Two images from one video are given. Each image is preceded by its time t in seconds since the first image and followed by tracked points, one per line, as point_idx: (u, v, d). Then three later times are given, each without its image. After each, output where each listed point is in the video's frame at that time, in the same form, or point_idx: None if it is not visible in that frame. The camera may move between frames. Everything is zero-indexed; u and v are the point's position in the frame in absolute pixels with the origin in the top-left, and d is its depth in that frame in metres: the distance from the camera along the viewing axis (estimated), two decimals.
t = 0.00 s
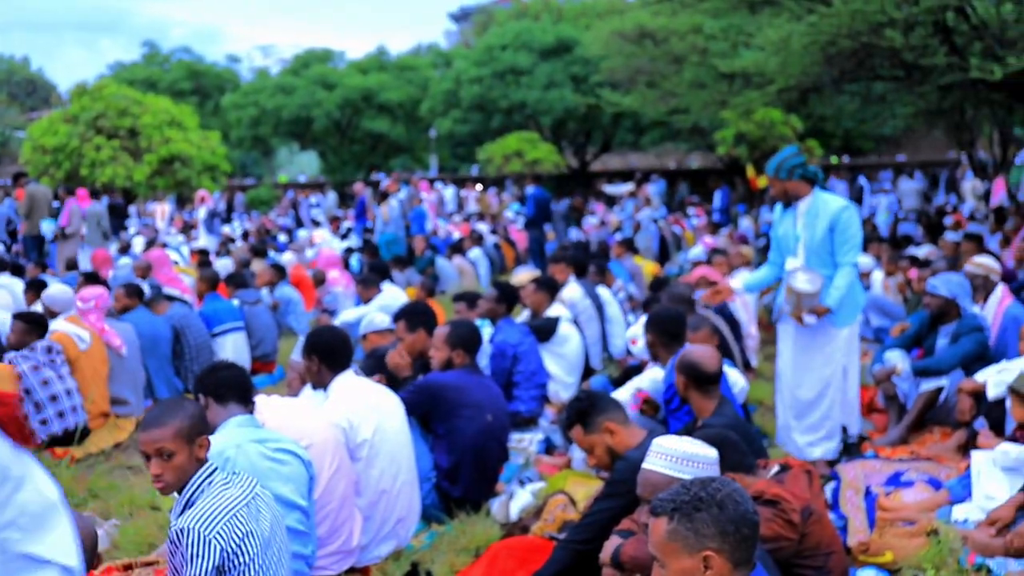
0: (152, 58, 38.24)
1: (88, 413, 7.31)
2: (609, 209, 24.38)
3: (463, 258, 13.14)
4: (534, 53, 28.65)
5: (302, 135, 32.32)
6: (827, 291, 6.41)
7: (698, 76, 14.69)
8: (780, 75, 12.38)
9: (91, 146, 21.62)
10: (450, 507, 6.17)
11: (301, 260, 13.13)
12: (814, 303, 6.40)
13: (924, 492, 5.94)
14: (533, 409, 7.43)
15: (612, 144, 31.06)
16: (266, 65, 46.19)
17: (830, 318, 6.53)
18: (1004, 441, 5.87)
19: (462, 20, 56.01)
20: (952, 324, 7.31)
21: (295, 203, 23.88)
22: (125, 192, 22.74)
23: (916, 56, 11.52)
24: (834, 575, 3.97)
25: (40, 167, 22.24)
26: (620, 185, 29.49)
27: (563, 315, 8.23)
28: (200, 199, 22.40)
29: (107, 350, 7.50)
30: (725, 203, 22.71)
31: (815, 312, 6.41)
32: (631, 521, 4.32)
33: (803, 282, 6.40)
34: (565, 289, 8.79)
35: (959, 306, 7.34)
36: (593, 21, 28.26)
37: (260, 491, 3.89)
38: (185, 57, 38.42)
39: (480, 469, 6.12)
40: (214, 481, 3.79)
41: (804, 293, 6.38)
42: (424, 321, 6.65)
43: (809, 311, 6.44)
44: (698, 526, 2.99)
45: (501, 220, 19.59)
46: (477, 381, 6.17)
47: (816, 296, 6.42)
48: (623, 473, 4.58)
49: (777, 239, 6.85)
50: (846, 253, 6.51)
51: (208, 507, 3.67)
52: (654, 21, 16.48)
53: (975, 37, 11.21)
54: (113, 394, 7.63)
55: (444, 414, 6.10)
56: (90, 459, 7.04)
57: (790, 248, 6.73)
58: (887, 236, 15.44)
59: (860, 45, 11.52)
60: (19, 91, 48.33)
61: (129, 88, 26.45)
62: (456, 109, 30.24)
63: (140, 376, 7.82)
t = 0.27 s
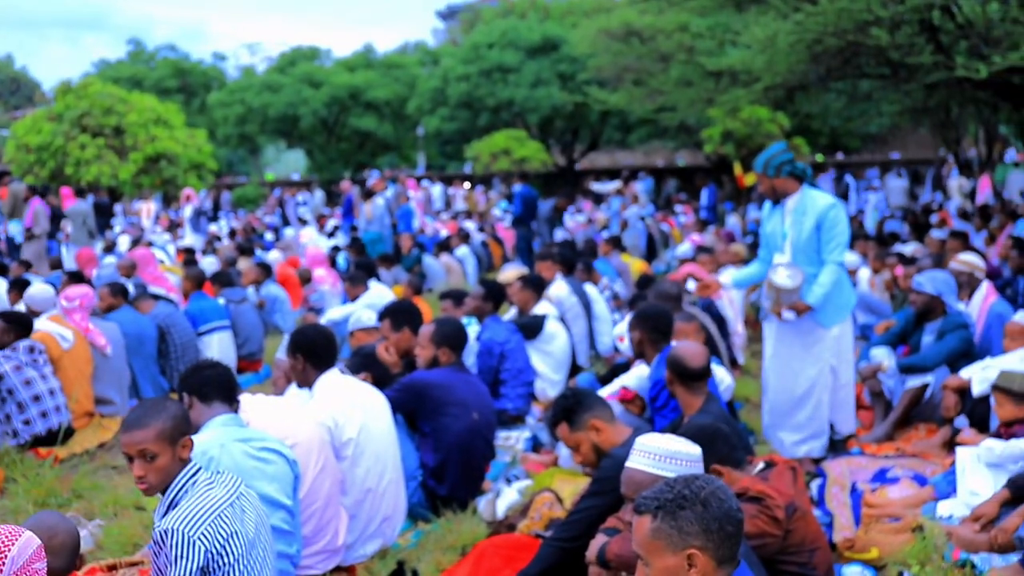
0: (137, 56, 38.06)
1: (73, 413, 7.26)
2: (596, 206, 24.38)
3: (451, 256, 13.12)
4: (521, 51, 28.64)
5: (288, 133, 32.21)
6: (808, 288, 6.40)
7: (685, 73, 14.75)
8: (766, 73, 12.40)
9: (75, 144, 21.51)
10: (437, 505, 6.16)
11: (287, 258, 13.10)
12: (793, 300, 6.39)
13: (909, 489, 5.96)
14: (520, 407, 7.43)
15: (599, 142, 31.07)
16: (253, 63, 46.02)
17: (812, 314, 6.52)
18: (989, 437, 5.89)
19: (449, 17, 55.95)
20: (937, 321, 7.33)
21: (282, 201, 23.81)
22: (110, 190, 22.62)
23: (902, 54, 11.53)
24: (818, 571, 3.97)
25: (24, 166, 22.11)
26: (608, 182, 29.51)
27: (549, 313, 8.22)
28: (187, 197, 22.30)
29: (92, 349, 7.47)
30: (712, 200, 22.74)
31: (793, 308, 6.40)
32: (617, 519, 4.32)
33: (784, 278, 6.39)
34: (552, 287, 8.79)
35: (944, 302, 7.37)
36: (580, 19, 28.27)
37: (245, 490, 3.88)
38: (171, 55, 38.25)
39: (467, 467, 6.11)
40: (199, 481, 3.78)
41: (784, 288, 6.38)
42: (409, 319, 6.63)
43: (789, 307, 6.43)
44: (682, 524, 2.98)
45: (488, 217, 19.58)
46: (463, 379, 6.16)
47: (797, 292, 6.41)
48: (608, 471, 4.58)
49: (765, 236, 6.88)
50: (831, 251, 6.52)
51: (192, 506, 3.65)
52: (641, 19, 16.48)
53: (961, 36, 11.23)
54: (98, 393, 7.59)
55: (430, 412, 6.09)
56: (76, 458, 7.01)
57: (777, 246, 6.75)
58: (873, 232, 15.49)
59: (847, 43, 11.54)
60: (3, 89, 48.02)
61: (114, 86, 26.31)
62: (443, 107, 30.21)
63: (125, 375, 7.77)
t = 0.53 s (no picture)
0: (122, 54, 37.89)
1: (57, 413, 7.22)
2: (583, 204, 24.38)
3: (438, 255, 13.09)
4: (508, 49, 28.63)
5: (275, 131, 32.08)
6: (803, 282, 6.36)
7: (672, 72, 14.79)
8: (753, 71, 12.42)
9: (60, 143, 21.41)
10: (423, 505, 6.14)
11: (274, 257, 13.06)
12: (790, 294, 6.33)
13: (895, 485, 5.96)
14: (507, 406, 7.41)
15: (587, 140, 31.07)
16: (239, 61, 45.87)
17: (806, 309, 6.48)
18: (974, 434, 5.89)
19: (435, 15, 55.87)
20: (922, 318, 7.34)
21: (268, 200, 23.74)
22: (95, 189, 22.52)
23: (887, 52, 11.56)
24: (804, 568, 3.97)
25: (8, 165, 21.99)
26: (595, 180, 29.52)
27: (536, 312, 8.21)
28: (172, 196, 22.20)
29: (75, 349, 7.42)
30: (699, 198, 22.76)
31: (790, 303, 6.33)
32: (602, 518, 4.31)
33: (780, 271, 6.33)
34: (539, 285, 8.77)
35: (930, 300, 7.38)
36: (567, 17, 28.28)
37: (228, 492, 3.85)
38: (156, 53, 38.10)
39: (453, 465, 6.10)
40: (181, 482, 3.75)
41: (781, 282, 6.30)
42: (396, 319, 6.61)
43: (785, 301, 6.37)
44: (665, 523, 2.97)
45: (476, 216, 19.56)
46: (449, 378, 6.14)
47: (793, 287, 6.36)
48: (594, 470, 4.57)
49: (752, 235, 6.83)
50: (823, 246, 6.52)
51: (174, 508, 3.62)
52: (628, 17, 16.50)
53: (946, 33, 11.34)
54: (81, 394, 7.54)
55: (416, 411, 6.07)
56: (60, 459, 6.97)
57: (766, 243, 6.70)
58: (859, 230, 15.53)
59: (832, 41, 11.56)
60: None
61: (98, 84, 26.20)
62: (430, 105, 30.19)
63: (110, 375, 7.73)
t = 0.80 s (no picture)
0: (109, 54, 37.74)
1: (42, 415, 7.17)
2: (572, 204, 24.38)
3: (427, 255, 13.06)
4: (496, 48, 28.62)
5: (263, 131, 31.96)
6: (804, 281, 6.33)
7: (661, 72, 14.83)
8: (741, 71, 12.43)
9: (46, 143, 21.32)
10: (412, 507, 6.12)
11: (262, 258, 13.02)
12: (795, 296, 6.28)
13: (884, 486, 5.96)
14: (497, 407, 7.39)
15: (576, 140, 31.05)
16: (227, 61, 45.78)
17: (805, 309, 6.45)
18: (963, 434, 5.89)
19: (424, 15, 55.85)
20: (911, 318, 7.36)
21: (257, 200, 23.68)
22: (82, 189, 22.42)
23: (876, 52, 11.58)
24: (793, 570, 3.96)
25: None
26: (585, 180, 29.50)
27: (525, 312, 8.18)
28: (160, 197, 22.11)
29: (61, 350, 7.38)
30: (689, 198, 22.78)
31: (796, 304, 6.28)
32: (590, 520, 4.29)
33: (784, 273, 6.29)
34: (529, 286, 8.74)
35: (919, 299, 7.38)
36: (556, 16, 28.29)
37: (215, 494, 3.83)
38: (144, 52, 37.97)
39: (442, 467, 6.07)
40: (167, 485, 3.72)
41: (787, 284, 6.26)
42: (384, 320, 6.58)
43: (789, 303, 6.32)
44: (653, 526, 2.95)
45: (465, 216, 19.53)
46: (438, 379, 6.11)
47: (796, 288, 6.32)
48: (582, 472, 4.55)
49: (741, 239, 6.77)
50: (816, 245, 6.53)
51: (159, 513, 3.59)
52: (618, 16, 16.52)
53: (934, 33, 11.41)
54: (68, 395, 7.49)
55: (405, 413, 6.04)
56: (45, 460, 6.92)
57: (757, 246, 6.65)
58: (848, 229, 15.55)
59: (820, 40, 11.56)
60: None
61: (86, 84, 26.10)
62: (419, 105, 30.17)
63: (97, 376, 7.68)
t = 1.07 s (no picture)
0: (95, 55, 37.58)
1: (26, 419, 7.10)
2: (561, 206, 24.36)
3: (415, 258, 13.04)
4: (484, 50, 28.63)
5: (251, 133, 31.85)
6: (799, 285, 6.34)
7: (648, 74, 14.87)
8: (729, 73, 12.46)
9: (32, 145, 21.24)
10: (398, 511, 6.08)
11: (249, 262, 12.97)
12: (792, 299, 6.32)
13: (872, 488, 5.95)
14: (483, 410, 7.35)
15: (564, 142, 31.05)
16: (214, 63, 45.66)
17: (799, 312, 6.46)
18: (949, 437, 5.88)
19: (412, 17, 55.88)
20: (899, 320, 7.29)
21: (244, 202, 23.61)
22: (68, 192, 22.30)
23: (863, 53, 11.66)
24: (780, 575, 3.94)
25: None
26: (573, 182, 29.48)
27: (512, 315, 8.14)
28: (147, 199, 22.02)
29: (45, 354, 7.32)
30: (677, 200, 22.80)
31: (794, 307, 6.33)
32: (575, 525, 4.27)
33: (780, 277, 6.28)
34: (516, 289, 8.70)
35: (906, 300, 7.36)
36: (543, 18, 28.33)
37: (199, 500, 3.78)
38: (130, 54, 37.86)
39: (427, 471, 6.04)
40: (149, 490, 3.67)
41: (785, 288, 6.27)
42: (370, 323, 6.52)
43: (786, 307, 6.34)
44: (639, 531, 2.92)
45: (453, 219, 19.51)
46: (424, 382, 6.08)
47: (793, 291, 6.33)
48: (568, 476, 4.52)
49: (724, 243, 6.72)
50: (804, 247, 6.53)
51: (141, 518, 3.55)
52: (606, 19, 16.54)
53: (921, 35, 11.43)
54: (52, 399, 7.43)
55: (390, 417, 6.00)
56: (28, 466, 6.85)
57: (742, 249, 6.61)
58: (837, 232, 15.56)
59: (807, 43, 11.61)
60: None
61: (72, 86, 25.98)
62: (407, 107, 30.16)
63: (81, 380, 7.62)
